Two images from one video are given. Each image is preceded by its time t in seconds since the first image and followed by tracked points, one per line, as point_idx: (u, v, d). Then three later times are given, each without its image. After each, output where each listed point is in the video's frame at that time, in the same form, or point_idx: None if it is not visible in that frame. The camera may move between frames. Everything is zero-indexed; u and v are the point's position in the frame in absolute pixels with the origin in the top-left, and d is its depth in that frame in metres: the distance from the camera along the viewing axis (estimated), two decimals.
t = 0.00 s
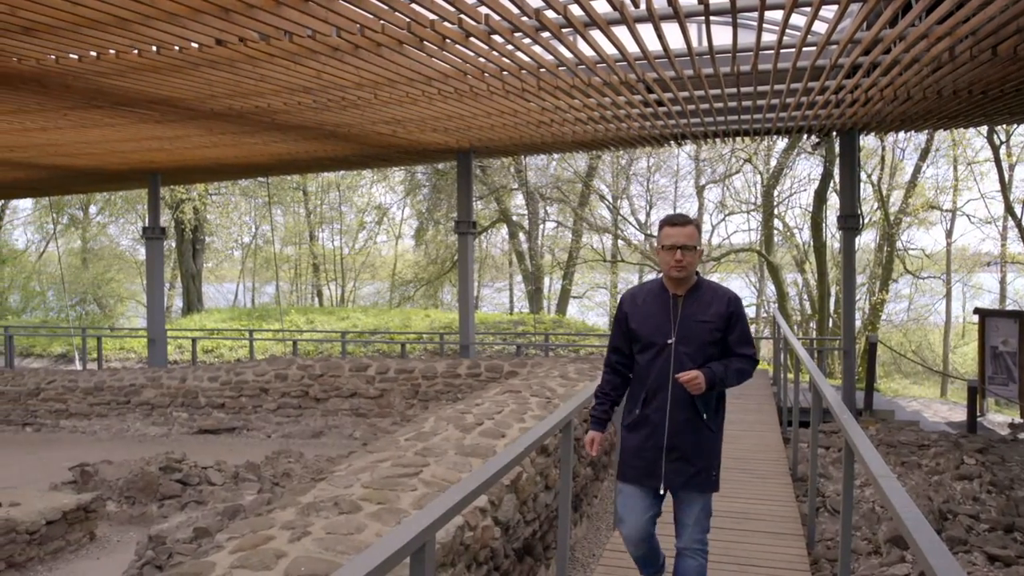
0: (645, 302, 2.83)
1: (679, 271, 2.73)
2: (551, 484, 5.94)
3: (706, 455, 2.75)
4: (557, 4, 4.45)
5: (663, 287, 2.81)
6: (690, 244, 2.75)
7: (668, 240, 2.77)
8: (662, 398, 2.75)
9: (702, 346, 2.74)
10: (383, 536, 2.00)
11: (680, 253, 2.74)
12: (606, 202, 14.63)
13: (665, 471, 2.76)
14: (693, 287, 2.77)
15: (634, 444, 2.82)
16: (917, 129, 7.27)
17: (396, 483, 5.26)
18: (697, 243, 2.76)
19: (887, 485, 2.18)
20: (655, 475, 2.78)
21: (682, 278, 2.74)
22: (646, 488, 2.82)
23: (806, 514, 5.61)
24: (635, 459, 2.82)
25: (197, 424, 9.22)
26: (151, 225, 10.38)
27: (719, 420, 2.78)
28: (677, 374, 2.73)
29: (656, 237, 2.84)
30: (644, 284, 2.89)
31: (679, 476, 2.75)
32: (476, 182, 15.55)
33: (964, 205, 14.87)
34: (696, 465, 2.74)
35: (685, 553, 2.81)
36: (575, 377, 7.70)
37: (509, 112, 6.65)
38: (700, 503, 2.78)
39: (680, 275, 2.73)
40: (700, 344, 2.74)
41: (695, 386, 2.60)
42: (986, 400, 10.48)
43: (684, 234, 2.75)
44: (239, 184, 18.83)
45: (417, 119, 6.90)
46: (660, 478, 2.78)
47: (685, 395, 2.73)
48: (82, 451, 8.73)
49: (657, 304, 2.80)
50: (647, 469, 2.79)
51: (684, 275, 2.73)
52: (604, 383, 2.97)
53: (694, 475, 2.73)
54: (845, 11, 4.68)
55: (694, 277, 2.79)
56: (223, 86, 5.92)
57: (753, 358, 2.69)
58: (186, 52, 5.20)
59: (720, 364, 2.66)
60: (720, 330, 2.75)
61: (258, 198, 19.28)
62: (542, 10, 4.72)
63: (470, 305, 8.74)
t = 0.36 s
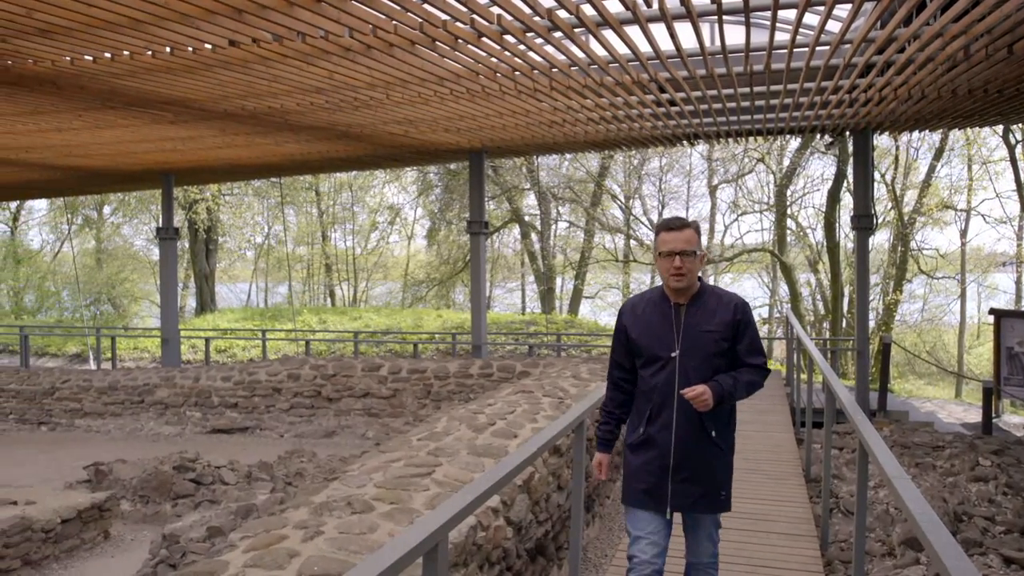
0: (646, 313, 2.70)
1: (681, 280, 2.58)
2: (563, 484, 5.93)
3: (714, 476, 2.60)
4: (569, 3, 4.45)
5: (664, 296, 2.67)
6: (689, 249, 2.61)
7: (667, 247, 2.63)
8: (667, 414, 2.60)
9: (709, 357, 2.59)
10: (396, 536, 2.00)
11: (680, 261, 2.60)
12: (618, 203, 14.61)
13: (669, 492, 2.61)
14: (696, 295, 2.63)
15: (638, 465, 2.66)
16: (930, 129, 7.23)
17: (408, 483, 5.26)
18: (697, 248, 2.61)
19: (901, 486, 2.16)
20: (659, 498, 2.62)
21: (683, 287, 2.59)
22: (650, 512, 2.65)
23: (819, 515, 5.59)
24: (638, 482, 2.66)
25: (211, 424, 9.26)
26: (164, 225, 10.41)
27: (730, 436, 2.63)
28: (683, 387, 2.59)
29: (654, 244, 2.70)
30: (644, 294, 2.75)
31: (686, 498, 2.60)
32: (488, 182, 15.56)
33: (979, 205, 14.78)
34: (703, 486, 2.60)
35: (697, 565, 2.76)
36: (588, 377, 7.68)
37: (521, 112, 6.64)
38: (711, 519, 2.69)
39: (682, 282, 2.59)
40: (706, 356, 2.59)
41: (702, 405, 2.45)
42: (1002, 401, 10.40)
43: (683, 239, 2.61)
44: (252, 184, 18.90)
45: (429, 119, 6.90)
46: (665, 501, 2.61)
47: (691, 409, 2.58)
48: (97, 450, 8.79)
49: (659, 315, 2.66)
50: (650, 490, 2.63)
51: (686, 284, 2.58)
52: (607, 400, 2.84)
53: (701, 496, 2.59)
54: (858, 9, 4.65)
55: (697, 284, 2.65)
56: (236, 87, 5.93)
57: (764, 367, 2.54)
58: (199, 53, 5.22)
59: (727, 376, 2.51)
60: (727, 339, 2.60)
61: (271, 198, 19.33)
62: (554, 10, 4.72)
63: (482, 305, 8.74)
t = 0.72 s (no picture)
0: (630, 310, 2.43)
1: (661, 274, 2.35)
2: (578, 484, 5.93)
3: (716, 483, 2.37)
4: (585, 3, 4.44)
5: (649, 292, 2.42)
6: (670, 241, 2.37)
7: (645, 239, 2.39)
8: (662, 419, 2.35)
9: (703, 355, 2.36)
10: (412, 536, 2.00)
11: (659, 253, 2.36)
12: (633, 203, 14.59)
13: (670, 505, 2.37)
14: (684, 288, 2.39)
15: (632, 478, 2.41)
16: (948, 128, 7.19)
17: (423, 482, 5.27)
18: (678, 238, 2.37)
19: (918, 487, 2.15)
20: (661, 511, 2.38)
21: (666, 280, 2.36)
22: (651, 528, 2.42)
23: (835, 517, 5.56)
24: (635, 496, 2.41)
25: (226, 423, 9.31)
26: (180, 225, 10.46)
27: (726, 439, 2.41)
28: (677, 389, 2.34)
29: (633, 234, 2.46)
30: (624, 290, 2.49)
31: (687, 510, 2.36)
32: (503, 182, 15.58)
33: (998, 204, 14.68)
34: (706, 494, 2.36)
35: None
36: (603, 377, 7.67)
37: (536, 112, 6.65)
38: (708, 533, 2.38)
39: (669, 277, 2.35)
40: (700, 354, 2.36)
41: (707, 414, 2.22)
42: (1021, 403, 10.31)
43: (663, 229, 2.36)
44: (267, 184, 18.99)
45: (445, 119, 6.91)
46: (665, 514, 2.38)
47: (688, 411, 2.34)
48: (113, 449, 8.85)
49: (644, 312, 2.41)
50: (649, 504, 2.39)
51: (668, 277, 2.35)
52: (587, 408, 2.54)
53: (706, 507, 2.36)
54: (875, 8, 4.63)
55: (682, 277, 2.42)
56: (251, 87, 5.96)
57: (760, 361, 2.36)
58: (216, 54, 5.24)
59: (728, 370, 2.29)
60: (720, 334, 2.38)
61: (286, 198, 19.38)
62: (568, 10, 4.71)
63: (497, 305, 8.75)
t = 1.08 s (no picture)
0: (628, 314, 2.23)
1: (664, 279, 2.15)
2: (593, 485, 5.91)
3: (723, 501, 2.17)
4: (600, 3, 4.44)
5: (648, 295, 2.21)
6: (674, 241, 2.15)
7: (646, 239, 2.17)
8: (662, 433, 2.15)
9: (706, 364, 2.16)
10: (430, 533, 2.01)
11: (662, 254, 2.15)
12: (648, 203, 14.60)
13: (676, 525, 2.17)
14: (687, 291, 2.19)
15: (633, 494, 2.21)
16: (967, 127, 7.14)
17: (438, 482, 5.27)
18: (682, 239, 2.17)
19: (936, 487, 2.11)
20: (665, 531, 2.17)
21: (670, 284, 2.15)
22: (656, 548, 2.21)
23: (852, 518, 5.52)
24: (637, 514, 2.21)
25: (242, 422, 9.36)
26: (197, 225, 10.52)
27: (732, 453, 2.21)
28: (678, 400, 2.14)
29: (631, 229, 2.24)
30: (623, 292, 2.29)
31: (694, 531, 2.15)
32: (518, 181, 15.60)
33: (1016, 204, 14.57)
34: (714, 513, 2.15)
35: None
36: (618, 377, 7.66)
37: (551, 113, 6.66)
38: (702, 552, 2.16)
39: (672, 281, 2.15)
40: (704, 362, 2.15)
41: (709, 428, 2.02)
42: None
43: (666, 229, 2.14)
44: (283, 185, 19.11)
45: (459, 119, 6.92)
46: (670, 534, 2.17)
47: (691, 423, 2.14)
48: (130, 447, 8.91)
49: (643, 316, 2.20)
50: (654, 525, 2.18)
51: (672, 282, 2.15)
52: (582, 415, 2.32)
53: (715, 527, 2.15)
54: (892, 7, 4.60)
55: (686, 279, 2.21)
56: (267, 88, 5.98)
57: (769, 369, 2.16)
58: (231, 55, 5.27)
59: (734, 381, 2.10)
60: (725, 342, 2.18)
61: (300, 199, 19.43)
62: (583, 9, 4.70)
63: (512, 305, 8.76)
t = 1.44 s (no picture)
0: (650, 316, 2.14)
1: (696, 276, 2.04)
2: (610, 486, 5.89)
3: (736, 530, 2.04)
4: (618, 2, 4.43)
5: (675, 296, 2.11)
6: (706, 237, 2.07)
7: (678, 233, 2.09)
8: (673, 450, 2.05)
9: (728, 378, 2.04)
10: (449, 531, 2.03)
11: (694, 249, 2.07)
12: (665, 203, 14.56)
13: (682, 551, 2.05)
14: (717, 295, 2.08)
15: (639, 513, 2.12)
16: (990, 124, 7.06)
17: (455, 482, 5.28)
18: (716, 235, 2.08)
19: (956, 488, 2.08)
20: (669, 555, 2.07)
21: (702, 285, 2.04)
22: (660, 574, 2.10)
23: (872, 520, 5.48)
24: (643, 535, 2.11)
25: (260, 421, 9.41)
26: (215, 225, 10.57)
27: (752, 480, 2.09)
28: (693, 416, 2.04)
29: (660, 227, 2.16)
30: (650, 293, 2.20)
31: (700, 559, 2.03)
32: (534, 181, 15.59)
33: None
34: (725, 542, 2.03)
35: None
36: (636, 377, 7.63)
37: (568, 112, 6.65)
38: None
39: (699, 281, 2.04)
40: (726, 376, 2.04)
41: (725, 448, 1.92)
42: None
43: (699, 223, 2.07)
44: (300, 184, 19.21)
45: (476, 119, 6.93)
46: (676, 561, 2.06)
47: (706, 442, 2.03)
48: (150, 446, 8.97)
49: (666, 320, 2.11)
50: (658, 548, 2.08)
51: (704, 281, 2.04)
52: (595, 425, 2.30)
53: (723, 559, 2.02)
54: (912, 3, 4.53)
55: (719, 282, 2.10)
56: (286, 89, 6.02)
57: (799, 395, 2.06)
58: (250, 56, 5.30)
59: (751, 407, 1.99)
60: (753, 356, 2.06)
61: (318, 199, 19.51)
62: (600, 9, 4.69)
63: (529, 304, 8.76)
